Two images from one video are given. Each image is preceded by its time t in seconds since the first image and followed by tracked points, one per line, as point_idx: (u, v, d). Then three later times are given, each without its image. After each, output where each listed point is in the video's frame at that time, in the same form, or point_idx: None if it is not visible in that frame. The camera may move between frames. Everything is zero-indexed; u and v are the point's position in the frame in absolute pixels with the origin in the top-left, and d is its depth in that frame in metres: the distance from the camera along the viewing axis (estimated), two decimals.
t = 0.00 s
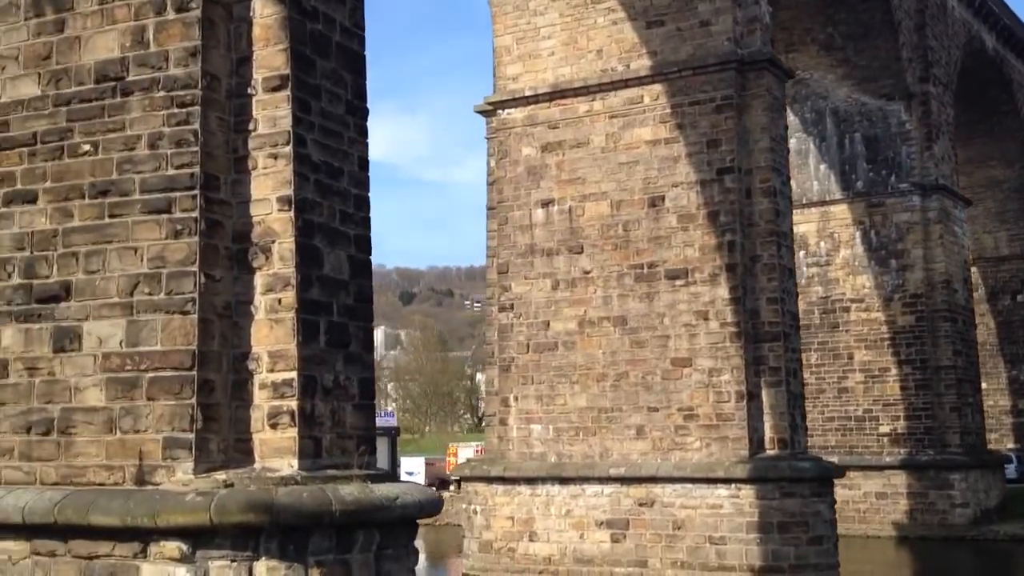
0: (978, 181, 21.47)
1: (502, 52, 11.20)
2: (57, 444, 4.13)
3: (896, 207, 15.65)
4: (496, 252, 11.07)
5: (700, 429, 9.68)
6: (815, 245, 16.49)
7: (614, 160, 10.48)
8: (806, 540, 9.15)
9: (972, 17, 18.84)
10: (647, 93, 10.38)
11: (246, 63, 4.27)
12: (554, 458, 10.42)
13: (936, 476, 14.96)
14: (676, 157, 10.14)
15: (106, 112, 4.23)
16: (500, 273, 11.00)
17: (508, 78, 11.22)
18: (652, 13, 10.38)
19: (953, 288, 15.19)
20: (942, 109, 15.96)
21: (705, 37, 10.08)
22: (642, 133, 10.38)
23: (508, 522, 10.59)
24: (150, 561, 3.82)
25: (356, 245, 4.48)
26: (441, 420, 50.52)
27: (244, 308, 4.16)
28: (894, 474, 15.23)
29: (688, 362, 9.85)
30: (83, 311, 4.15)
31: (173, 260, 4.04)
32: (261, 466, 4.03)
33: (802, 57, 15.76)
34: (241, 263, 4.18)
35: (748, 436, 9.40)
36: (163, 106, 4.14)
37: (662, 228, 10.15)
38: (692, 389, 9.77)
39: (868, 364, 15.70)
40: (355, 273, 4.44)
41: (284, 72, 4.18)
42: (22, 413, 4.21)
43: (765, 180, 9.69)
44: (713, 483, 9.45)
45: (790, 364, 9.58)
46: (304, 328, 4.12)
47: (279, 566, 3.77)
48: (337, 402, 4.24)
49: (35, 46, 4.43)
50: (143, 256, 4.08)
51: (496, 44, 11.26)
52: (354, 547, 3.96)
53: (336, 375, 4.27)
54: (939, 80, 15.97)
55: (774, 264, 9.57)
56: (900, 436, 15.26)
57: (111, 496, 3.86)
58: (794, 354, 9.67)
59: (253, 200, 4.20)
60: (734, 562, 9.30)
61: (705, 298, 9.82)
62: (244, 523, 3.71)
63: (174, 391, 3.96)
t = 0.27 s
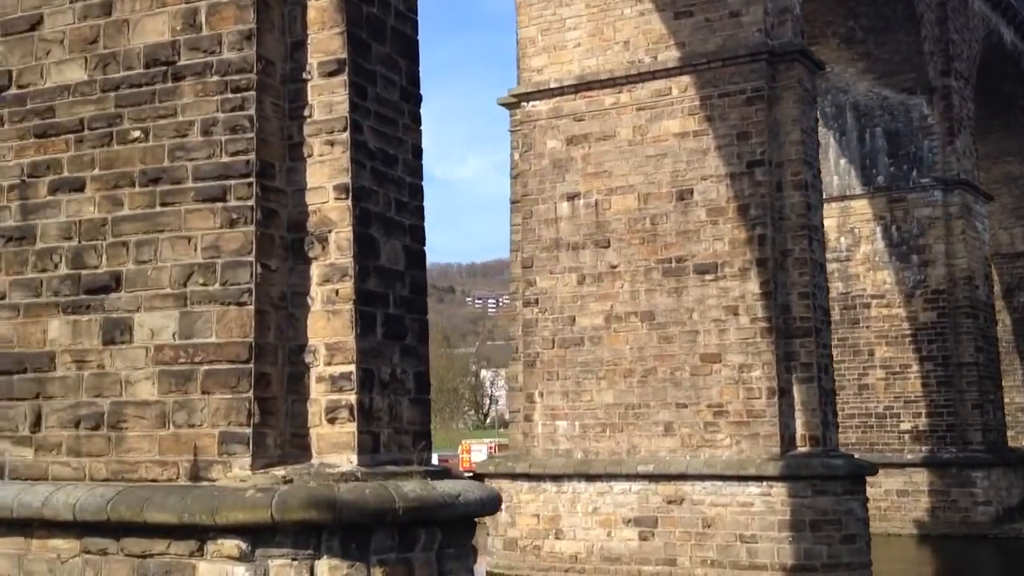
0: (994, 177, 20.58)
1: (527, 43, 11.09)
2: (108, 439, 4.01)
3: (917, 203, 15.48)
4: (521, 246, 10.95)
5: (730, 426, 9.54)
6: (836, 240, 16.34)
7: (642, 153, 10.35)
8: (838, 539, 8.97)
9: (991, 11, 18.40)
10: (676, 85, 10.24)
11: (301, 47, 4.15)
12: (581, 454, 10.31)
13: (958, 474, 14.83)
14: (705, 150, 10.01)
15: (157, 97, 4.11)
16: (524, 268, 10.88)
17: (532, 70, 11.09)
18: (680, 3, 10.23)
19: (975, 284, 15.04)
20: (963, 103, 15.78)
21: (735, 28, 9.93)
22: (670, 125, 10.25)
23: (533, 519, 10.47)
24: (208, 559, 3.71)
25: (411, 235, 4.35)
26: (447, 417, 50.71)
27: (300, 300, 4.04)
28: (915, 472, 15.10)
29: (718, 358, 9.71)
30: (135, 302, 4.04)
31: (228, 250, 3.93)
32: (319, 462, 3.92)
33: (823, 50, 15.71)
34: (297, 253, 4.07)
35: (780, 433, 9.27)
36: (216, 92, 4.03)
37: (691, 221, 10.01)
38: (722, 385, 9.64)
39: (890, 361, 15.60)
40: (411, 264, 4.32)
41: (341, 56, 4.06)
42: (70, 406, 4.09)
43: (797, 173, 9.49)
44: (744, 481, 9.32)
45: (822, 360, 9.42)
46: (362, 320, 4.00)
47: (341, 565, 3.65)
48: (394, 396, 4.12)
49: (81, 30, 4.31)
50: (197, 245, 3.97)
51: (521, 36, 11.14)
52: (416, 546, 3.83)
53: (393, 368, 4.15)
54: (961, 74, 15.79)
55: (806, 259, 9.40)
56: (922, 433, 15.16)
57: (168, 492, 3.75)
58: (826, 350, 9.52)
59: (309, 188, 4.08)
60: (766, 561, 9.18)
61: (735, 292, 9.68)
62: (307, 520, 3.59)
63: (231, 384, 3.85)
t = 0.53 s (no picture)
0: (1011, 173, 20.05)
1: (552, 37, 10.96)
2: (161, 436, 3.89)
3: (938, 199, 15.23)
4: (545, 242, 10.82)
5: (761, 424, 9.44)
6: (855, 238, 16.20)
7: (669, 148, 10.22)
8: (872, 539, 8.81)
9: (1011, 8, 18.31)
10: (704, 79, 10.12)
11: (357, 33, 4.03)
12: (607, 453, 10.19)
13: (980, 474, 14.69)
14: (735, 145, 9.88)
15: (210, 85, 3.99)
16: (549, 264, 10.76)
17: (557, 63, 10.96)
18: None
19: (997, 282, 14.85)
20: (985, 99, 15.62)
21: (765, 21, 9.79)
22: (698, 120, 10.12)
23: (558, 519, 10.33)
24: (268, 560, 3.59)
25: (469, 227, 4.23)
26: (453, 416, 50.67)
27: (358, 293, 3.92)
28: (936, 472, 14.98)
29: (748, 356, 9.59)
30: (188, 296, 3.92)
31: (286, 242, 3.81)
32: (380, 461, 3.80)
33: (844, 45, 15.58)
34: (354, 246, 3.95)
35: (812, 432, 9.16)
36: (272, 78, 3.91)
37: (720, 217, 9.89)
38: (752, 383, 9.53)
39: (910, 360, 15.49)
40: (469, 257, 4.20)
41: (400, 41, 3.94)
42: (121, 403, 3.97)
43: (828, 168, 9.36)
44: (776, 480, 9.20)
45: (854, 357, 9.26)
46: (422, 314, 3.88)
47: (406, 566, 3.53)
48: (454, 393, 4.00)
49: (130, 15, 4.19)
50: (253, 237, 3.85)
51: (546, 29, 11.02)
52: (481, 546, 3.73)
53: (452, 364, 4.03)
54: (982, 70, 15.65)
55: (838, 255, 9.23)
56: (943, 432, 15.05)
57: (227, 492, 3.63)
58: (858, 347, 9.38)
59: (366, 178, 3.96)
60: (798, 561, 9.05)
61: (765, 289, 9.56)
62: (374, 521, 3.47)
63: (290, 380, 3.74)
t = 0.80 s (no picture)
0: None
1: (577, 31, 10.84)
2: (217, 433, 3.78)
3: (960, 196, 14.80)
4: (570, 239, 10.70)
5: (792, 423, 9.31)
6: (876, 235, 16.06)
7: (698, 143, 10.11)
8: (906, 540, 8.68)
9: None
10: (733, 73, 10.00)
11: (418, 18, 3.92)
12: (635, 452, 10.07)
13: (1003, 473, 14.37)
14: (765, 139, 9.77)
15: (267, 72, 3.88)
16: (575, 261, 10.65)
17: (582, 57, 10.84)
18: None
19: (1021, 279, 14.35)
20: (1007, 95, 15.47)
21: (796, 14, 9.66)
22: (728, 114, 10.00)
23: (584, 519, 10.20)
24: (333, 561, 3.47)
25: (530, 219, 4.10)
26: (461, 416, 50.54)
27: (420, 286, 3.81)
28: (957, 471, 14.64)
29: (778, 353, 9.46)
30: (245, 289, 3.81)
31: (347, 233, 3.71)
32: (444, 459, 3.68)
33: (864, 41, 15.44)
34: (416, 237, 3.83)
35: (844, 432, 9.01)
36: (332, 65, 3.80)
37: (750, 213, 9.77)
38: (783, 381, 9.41)
39: (931, 358, 15.12)
40: (530, 249, 4.07)
41: (464, 26, 3.82)
42: (174, 399, 3.85)
43: (861, 163, 9.24)
44: (808, 480, 9.08)
45: (887, 355, 9.12)
46: (487, 308, 3.76)
47: (477, 568, 3.41)
48: (517, 389, 3.88)
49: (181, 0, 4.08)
50: (313, 229, 3.75)
51: (571, 23, 10.90)
52: (552, 548, 3.60)
53: (516, 359, 3.91)
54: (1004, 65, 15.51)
55: (870, 251, 9.08)
56: (963, 431, 14.66)
57: (290, 491, 3.52)
58: (891, 345, 9.24)
59: (428, 167, 3.84)
60: (831, 562, 8.93)
61: (796, 286, 9.43)
62: (444, 521, 3.35)
63: (352, 375, 3.62)
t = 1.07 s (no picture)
0: None
1: (603, 25, 10.73)
2: (277, 430, 3.66)
3: (982, 193, 14.16)
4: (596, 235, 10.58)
5: (824, 421, 9.19)
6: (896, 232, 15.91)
7: (727, 138, 9.98)
8: (941, 541, 8.58)
9: None
10: (762, 67, 9.87)
11: (482, 2, 3.80)
12: (663, 451, 9.98)
13: None
14: (795, 134, 9.64)
15: (326, 58, 3.77)
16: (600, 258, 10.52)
17: (608, 51, 10.72)
18: None
19: None
20: None
21: (827, 6, 9.52)
22: (757, 109, 9.87)
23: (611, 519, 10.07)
24: (401, 563, 3.35)
25: (594, 211, 3.98)
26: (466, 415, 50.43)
27: (485, 279, 3.68)
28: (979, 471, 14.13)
29: (810, 351, 9.33)
30: (305, 282, 3.69)
31: (412, 224, 3.58)
32: (512, 458, 3.55)
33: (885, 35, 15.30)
34: (481, 229, 3.70)
35: (876, 430, 8.88)
36: (395, 50, 3.68)
37: (780, 209, 9.64)
38: (816, 379, 9.26)
39: (951, 356, 14.56)
40: (595, 241, 3.95)
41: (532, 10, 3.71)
42: (231, 395, 3.74)
43: (893, 158, 9.11)
44: (841, 480, 8.96)
45: (921, 353, 9.00)
46: (556, 301, 3.64)
47: (552, 570, 3.29)
48: (585, 385, 3.76)
49: None
50: (376, 220, 3.62)
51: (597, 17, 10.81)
52: (627, 551, 3.51)
53: (583, 355, 3.78)
54: None
55: (903, 247, 8.95)
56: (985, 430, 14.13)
57: (356, 490, 3.40)
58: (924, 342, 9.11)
59: (493, 156, 3.72)
60: (865, 563, 8.81)
61: (828, 283, 9.29)
62: (520, 522, 3.23)
63: (418, 371, 3.50)
